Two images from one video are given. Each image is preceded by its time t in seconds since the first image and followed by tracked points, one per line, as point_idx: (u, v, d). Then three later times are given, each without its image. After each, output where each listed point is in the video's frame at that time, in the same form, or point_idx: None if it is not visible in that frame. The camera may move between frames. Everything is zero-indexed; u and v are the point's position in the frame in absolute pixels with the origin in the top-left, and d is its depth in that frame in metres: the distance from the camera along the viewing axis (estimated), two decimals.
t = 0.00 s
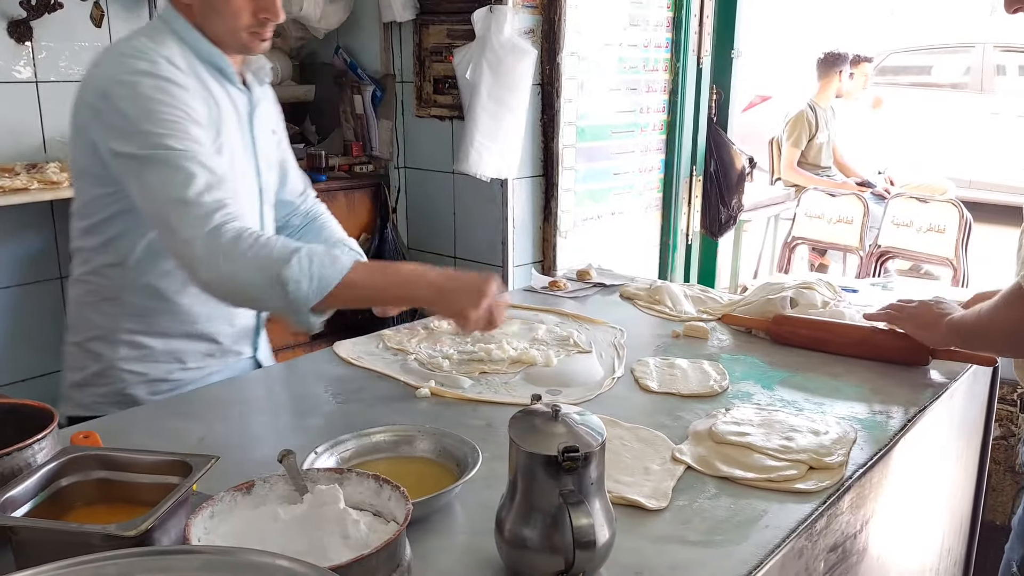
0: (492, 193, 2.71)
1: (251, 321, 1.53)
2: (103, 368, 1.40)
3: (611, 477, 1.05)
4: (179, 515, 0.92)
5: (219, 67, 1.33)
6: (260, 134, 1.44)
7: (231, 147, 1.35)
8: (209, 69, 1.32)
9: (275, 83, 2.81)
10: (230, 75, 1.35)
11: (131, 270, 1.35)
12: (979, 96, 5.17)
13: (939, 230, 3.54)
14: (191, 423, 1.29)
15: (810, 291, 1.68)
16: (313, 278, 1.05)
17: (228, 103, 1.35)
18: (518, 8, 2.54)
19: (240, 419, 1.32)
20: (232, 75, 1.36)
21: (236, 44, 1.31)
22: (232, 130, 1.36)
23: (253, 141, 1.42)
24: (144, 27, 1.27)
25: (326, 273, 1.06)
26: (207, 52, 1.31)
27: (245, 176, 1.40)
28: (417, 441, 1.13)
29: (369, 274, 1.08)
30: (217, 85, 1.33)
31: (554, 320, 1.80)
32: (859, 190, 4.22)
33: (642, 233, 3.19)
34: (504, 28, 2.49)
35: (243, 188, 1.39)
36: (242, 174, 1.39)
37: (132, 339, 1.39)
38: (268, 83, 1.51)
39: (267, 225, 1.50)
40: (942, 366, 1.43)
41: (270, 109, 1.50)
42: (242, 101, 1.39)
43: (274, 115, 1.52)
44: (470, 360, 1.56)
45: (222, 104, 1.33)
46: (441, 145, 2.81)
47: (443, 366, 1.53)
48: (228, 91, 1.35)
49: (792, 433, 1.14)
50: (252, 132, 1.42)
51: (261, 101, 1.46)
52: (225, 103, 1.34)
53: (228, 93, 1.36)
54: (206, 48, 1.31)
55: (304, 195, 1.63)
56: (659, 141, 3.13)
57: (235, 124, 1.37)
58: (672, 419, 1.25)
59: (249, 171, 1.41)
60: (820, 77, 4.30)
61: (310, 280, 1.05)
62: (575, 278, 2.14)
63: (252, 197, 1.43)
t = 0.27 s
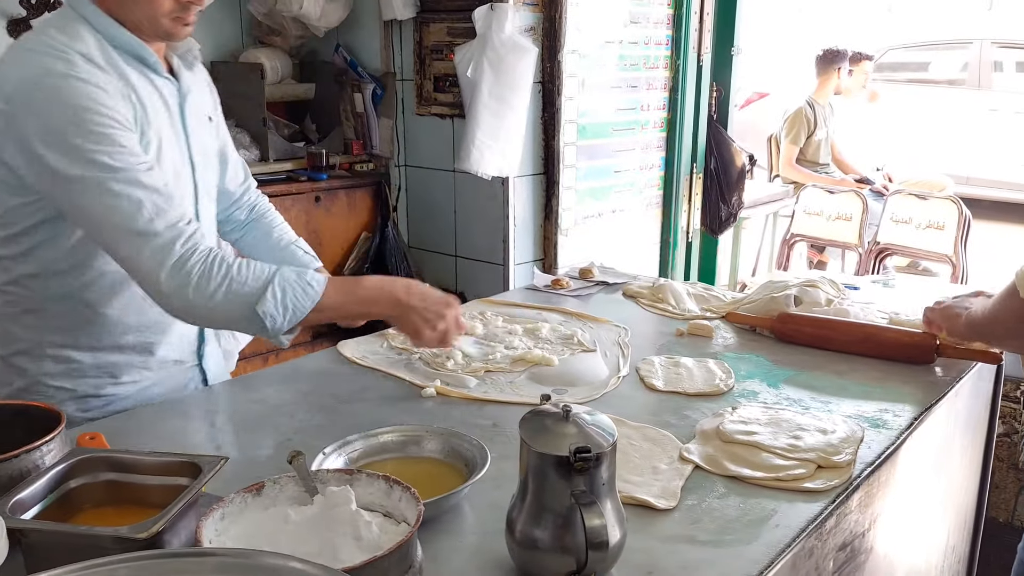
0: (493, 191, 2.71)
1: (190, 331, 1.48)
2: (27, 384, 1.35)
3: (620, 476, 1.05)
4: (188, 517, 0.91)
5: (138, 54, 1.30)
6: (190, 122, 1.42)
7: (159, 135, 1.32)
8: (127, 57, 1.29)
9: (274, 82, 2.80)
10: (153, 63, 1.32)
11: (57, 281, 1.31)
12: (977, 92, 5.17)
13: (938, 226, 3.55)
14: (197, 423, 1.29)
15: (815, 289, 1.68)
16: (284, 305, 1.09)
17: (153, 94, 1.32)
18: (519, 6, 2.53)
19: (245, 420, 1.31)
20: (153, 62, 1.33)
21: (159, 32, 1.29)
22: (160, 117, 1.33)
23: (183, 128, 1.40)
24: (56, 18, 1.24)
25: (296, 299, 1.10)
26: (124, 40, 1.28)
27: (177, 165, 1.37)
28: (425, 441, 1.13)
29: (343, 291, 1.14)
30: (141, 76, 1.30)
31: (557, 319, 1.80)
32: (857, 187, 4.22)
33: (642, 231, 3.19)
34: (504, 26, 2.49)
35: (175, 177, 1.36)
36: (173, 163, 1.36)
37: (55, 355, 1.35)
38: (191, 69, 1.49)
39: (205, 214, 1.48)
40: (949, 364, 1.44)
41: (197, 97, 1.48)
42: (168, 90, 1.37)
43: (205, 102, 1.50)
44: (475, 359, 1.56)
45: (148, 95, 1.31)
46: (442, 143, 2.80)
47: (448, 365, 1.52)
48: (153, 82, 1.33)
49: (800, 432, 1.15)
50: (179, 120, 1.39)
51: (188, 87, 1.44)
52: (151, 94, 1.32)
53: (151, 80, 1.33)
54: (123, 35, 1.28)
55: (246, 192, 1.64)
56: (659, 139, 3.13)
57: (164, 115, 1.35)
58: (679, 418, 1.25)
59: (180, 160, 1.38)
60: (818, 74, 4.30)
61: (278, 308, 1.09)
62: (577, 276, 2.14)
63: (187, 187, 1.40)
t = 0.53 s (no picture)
0: (494, 189, 2.71)
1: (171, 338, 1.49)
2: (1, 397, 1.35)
3: (627, 476, 1.06)
4: (197, 518, 0.91)
5: (90, 47, 1.31)
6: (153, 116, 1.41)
7: (112, 129, 1.32)
8: (77, 50, 1.30)
9: (274, 80, 2.80)
10: (105, 56, 1.32)
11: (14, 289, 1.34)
12: (975, 89, 5.17)
13: (937, 223, 3.55)
14: (200, 423, 1.29)
15: (818, 288, 1.68)
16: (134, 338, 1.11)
17: (107, 88, 1.33)
18: (519, 4, 2.53)
19: (250, 419, 1.31)
20: (107, 55, 1.33)
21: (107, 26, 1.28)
22: (112, 110, 1.33)
23: (145, 124, 1.39)
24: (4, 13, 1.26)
25: (146, 332, 1.11)
26: (74, 32, 1.28)
27: (138, 159, 1.36)
28: (432, 440, 1.13)
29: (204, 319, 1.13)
30: (93, 70, 1.31)
31: (561, 317, 1.80)
32: (856, 184, 4.23)
33: (643, 229, 3.19)
34: (505, 24, 2.48)
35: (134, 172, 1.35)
36: (134, 158, 1.35)
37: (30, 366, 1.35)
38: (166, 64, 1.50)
39: (177, 211, 1.47)
40: (954, 361, 1.44)
41: (166, 93, 1.48)
42: (125, 84, 1.36)
43: (176, 99, 1.51)
44: (479, 358, 1.56)
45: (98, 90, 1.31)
46: (442, 141, 2.80)
47: (452, 364, 1.53)
48: (106, 75, 1.33)
49: (806, 430, 1.15)
50: (141, 114, 1.39)
51: (155, 83, 1.44)
52: (101, 87, 1.32)
53: (103, 73, 1.33)
54: (73, 28, 1.28)
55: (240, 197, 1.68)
56: (659, 137, 3.13)
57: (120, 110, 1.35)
58: (684, 416, 1.26)
59: (142, 155, 1.37)
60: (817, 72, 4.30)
61: (128, 341, 1.11)
62: (579, 275, 2.14)
63: (151, 182, 1.39)
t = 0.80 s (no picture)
0: (495, 188, 2.71)
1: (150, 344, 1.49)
2: None
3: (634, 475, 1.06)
4: (205, 518, 0.91)
5: (70, 44, 1.33)
6: (132, 120, 1.41)
7: (75, 126, 1.33)
8: (57, 47, 1.33)
9: (274, 78, 2.79)
10: (83, 54, 1.34)
11: None
12: (972, 86, 5.17)
13: (936, 221, 3.55)
14: (205, 423, 1.29)
15: (821, 286, 1.69)
16: None
17: (77, 86, 1.35)
18: (521, 2, 2.53)
19: (255, 418, 1.32)
20: (85, 54, 1.35)
21: (74, 17, 1.30)
22: (79, 108, 1.34)
23: (114, 126, 1.39)
24: None
25: None
26: (54, 30, 1.31)
27: (101, 160, 1.36)
28: (439, 440, 1.13)
29: None
30: (67, 67, 1.34)
31: (564, 315, 1.80)
32: (855, 182, 4.23)
33: (643, 227, 3.19)
34: (507, 22, 2.48)
35: (94, 172, 1.35)
36: (98, 158, 1.36)
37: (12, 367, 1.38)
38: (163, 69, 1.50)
39: (151, 220, 1.45)
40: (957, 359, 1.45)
41: (156, 98, 1.47)
42: (99, 85, 1.37)
43: (168, 105, 1.50)
44: (483, 357, 1.56)
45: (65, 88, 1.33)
46: (443, 140, 2.80)
47: (457, 363, 1.53)
48: (79, 74, 1.35)
49: (812, 429, 1.15)
50: (117, 117, 1.39)
51: (140, 86, 1.44)
52: (70, 84, 1.34)
53: (80, 72, 1.35)
54: (55, 23, 1.31)
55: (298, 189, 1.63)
56: (660, 135, 3.13)
57: (87, 110, 1.35)
58: (689, 414, 1.26)
59: (106, 156, 1.37)
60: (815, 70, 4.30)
61: None
62: (581, 273, 2.14)
63: (115, 184, 1.38)
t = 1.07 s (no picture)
0: (495, 186, 2.70)
1: (151, 348, 1.48)
2: None
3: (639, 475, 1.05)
4: (208, 521, 0.90)
5: (56, 56, 1.32)
6: (121, 129, 1.40)
7: (63, 138, 1.33)
8: (44, 60, 1.32)
9: (273, 77, 2.78)
10: (70, 66, 1.33)
11: None
12: (970, 83, 5.17)
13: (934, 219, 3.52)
14: (206, 423, 1.29)
15: (823, 285, 1.68)
16: None
17: (65, 99, 1.34)
18: None
19: (257, 419, 1.31)
20: (71, 65, 1.34)
21: (70, 33, 1.29)
22: (64, 119, 1.33)
23: (104, 136, 1.38)
24: None
25: None
26: (40, 42, 1.30)
27: (89, 169, 1.36)
28: (442, 441, 1.13)
29: None
30: (54, 80, 1.33)
31: (565, 314, 1.80)
32: (853, 180, 4.23)
33: (642, 225, 3.19)
34: (506, 20, 2.48)
35: (82, 181, 1.34)
36: (86, 167, 1.35)
37: (11, 368, 1.37)
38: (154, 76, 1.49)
39: (144, 226, 1.44)
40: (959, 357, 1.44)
41: (146, 105, 1.47)
42: (87, 96, 1.36)
43: (159, 112, 1.49)
44: (485, 356, 1.56)
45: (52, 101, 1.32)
46: (442, 138, 2.79)
47: (458, 362, 1.52)
48: (66, 86, 1.34)
49: (816, 429, 1.15)
50: (104, 126, 1.38)
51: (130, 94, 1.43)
52: (57, 97, 1.33)
53: (66, 82, 1.34)
54: (38, 32, 1.30)
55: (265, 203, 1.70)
56: (659, 133, 3.12)
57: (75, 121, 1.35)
58: (692, 414, 1.26)
59: (94, 165, 1.36)
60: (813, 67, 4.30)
61: None
62: (582, 272, 2.14)
63: (104, 193, 1.37)
